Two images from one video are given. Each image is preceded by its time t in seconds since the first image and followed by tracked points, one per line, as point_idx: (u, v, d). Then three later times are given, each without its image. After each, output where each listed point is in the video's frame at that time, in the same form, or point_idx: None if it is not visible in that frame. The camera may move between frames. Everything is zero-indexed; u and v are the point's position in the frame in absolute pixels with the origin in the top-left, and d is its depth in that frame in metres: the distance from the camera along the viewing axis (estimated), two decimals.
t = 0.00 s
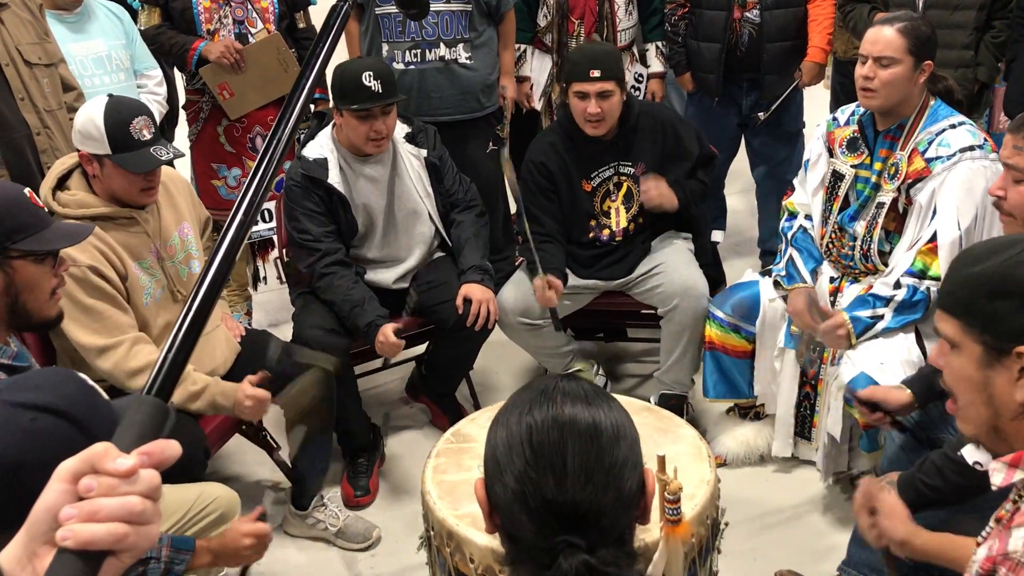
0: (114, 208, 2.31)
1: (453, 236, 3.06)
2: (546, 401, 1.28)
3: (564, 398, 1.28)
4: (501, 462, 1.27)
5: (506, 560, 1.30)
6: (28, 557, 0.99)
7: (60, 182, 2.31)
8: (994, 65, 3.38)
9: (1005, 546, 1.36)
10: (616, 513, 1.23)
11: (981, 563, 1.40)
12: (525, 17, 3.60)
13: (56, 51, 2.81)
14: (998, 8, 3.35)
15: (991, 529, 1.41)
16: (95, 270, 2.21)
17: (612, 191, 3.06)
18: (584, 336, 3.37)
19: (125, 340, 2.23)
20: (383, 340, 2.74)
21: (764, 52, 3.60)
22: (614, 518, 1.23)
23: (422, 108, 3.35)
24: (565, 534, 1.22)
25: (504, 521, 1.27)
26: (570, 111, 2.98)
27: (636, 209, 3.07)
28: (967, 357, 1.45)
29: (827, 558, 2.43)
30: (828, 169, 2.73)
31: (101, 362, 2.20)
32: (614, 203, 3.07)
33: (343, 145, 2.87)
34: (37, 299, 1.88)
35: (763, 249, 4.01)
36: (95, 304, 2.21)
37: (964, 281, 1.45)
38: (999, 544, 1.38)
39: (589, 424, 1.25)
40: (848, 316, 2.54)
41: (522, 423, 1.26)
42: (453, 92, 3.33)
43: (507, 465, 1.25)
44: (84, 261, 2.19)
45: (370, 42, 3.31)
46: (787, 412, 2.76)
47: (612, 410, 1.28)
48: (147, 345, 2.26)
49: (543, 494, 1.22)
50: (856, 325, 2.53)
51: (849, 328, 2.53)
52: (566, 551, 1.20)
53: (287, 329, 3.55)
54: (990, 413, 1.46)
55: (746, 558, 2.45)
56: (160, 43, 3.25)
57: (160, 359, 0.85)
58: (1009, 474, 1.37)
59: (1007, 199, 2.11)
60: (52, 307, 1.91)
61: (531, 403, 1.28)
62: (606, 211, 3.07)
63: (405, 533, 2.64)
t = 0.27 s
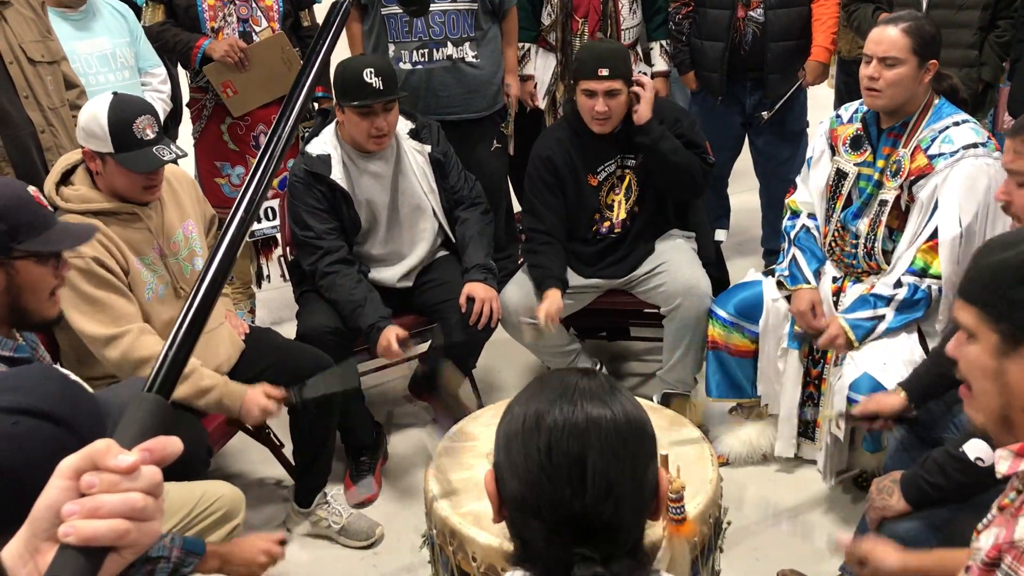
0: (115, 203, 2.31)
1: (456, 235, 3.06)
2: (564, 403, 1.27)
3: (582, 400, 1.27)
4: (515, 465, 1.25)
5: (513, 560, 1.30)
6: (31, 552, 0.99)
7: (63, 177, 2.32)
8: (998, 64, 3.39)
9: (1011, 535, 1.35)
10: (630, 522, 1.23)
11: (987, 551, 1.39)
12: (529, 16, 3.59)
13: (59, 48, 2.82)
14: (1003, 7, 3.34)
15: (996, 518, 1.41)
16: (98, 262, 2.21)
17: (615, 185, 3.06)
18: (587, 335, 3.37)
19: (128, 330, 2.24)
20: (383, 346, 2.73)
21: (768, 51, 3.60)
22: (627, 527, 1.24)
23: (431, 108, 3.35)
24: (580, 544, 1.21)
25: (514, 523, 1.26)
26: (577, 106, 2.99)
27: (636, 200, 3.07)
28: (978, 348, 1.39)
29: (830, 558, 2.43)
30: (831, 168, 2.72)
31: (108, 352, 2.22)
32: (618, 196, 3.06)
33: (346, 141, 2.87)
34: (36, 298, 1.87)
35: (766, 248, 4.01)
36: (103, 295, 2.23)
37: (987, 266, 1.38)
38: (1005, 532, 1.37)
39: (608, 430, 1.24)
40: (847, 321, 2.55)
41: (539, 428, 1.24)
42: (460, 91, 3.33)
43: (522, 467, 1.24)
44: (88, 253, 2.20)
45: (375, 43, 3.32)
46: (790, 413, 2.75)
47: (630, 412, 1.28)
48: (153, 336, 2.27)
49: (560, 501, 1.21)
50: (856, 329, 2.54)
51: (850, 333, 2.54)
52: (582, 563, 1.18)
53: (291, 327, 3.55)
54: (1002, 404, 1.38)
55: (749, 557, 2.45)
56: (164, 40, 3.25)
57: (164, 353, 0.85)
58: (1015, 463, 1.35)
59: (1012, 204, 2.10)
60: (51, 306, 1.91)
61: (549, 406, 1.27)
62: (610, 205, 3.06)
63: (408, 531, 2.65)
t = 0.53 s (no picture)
0: (117, 200, 2.32)
1: (460, 232, 3.07)
2: (597, 389, 1.24)
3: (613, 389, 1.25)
4: (545, 444, 1.21)
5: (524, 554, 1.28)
6: (33, 547, 1.00)
7: (67, 172, 2.33)
8: (1002, 64, 3.38)
9: (1012, 548, 1.35)
10: (658, 507, 1.20)
11: (987, 564, 1.39)
12: (533, 14, 3.59)
13: (61, 44, 2.82)
14: (1008, 6, 3.33)
15: (994, 528, 1.41)
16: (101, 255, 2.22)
17: (618, 183, 3.06)
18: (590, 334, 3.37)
19: (138, 324, 2.23)
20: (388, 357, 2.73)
21: (772, 49, 3.59)
22: (655, 512, 1.20)
23: (436, 105, 3.34)
24: (609, 522, 1.17)
25: (540, 504, 1.21)
26: (578, 106, 2.99)
27: (638, 199, 3.07)
28: (965, 348, 1.45)
29: (831, 557, 2.43)
30: (833, 167, 2.72)
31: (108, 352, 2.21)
32: (620, 195, 3.07)
33: (350, 139, 2.87)
34: (51, 303, 1.87)
35: (769, 247, 4.01)
36: (108, 287, 2.22)
37: (962, 277, 1.47)
38: (1006, 545, 1.37)
39: (642, 417, 1.21)
40: (850, 328, 2.55)
41: (574, 408, 1.21)
42: (466, 88, 3.33)
43: (556, 446, 1.20)
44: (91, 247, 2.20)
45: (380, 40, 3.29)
46: (792, 412, 2.76)
47: (658, 408, 1.26)
48: (163, 329, 2.26)
49: (594, 478, 1.17)
50: (860, 334, 2.53)
51: (853, 337, 2.54)
52: (614, 539, 1.15)
53: (294, 324, 3.56)
54: (986, 404, 1.44)
55: (750, 556, 2.45)
56: (168, 36, 3.25)
57: (166, 349, 0.85)
58: (1012, 473, 1.38)
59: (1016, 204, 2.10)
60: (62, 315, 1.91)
61: (582, 391, 1.23)
62: (612, 204, 3.07)
63: (409, 527, 2.65)
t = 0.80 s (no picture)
0: (119, 195, 2.31)
1: (462, 229, 3.06)
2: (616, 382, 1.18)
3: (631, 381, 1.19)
4: (564, 435, 1.14)
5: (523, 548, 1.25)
6: (36, 542, 1.00)
7: (71, 165, 2.33)
8: (1005, 64, 3.37)
9: (1011, 547, 1.35)
10: (674, 502, 1.15)
11: (987, 565, 1.39)
12: (536, 10, 3.59)
13: (59, 38, 2.81)
14: (1012, 5, 3.33)
15: (994, 531, 1.41)
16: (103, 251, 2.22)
17: (619, 180, 3.05)
18: (591, 330, 3.38)
19: (137, 322, 2.25)
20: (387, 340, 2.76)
21: (775, 47, 3.58)
22: (669, 505, 1.16)
23: (438, 101, 3.33)
24: (628, 512, 1.12)
25: (556, 497, 1.14)
26: (579, 102, 2.99)
27: (641, 195, 3.06)
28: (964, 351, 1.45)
29: (832, 555, 2.43)
30: (836, 166, 2.71)
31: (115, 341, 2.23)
32: (622, 192, 3.06)
33: (351, 135, 2.86)
34: (58, 290, 1.87)
35: (771, 245, 4.01)
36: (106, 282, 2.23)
37: (955, 285, 1.47)
38: (1005, 545, 1.37)
39: (660, 411, 1.17)
40: (852, 317, 2.54)
41: (594, 401, 1.14)
42: (469, 85, 3.32)
43: (576, 438, 1.13)
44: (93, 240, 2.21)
45: (383, 34, 3.30)
46: (794, 410, 2.75)
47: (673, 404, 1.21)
48: (160, 326, 2.28)
49: (616, 470, 1.11)
50: (860, 325, 2.52)
51: (854, 327, 2.52)
52: (634, 528, 1.10)
53: (295, 319, 3.56)
54: (985, 410, 1.44)
55: (751, 553, 2.45)
56: (170, 31, 3.25)
57: (170, 345, 0.86)
58: (1013, 476, 1.37)
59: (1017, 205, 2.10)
60: (68, 303, 1.92)
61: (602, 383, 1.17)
62: (614, 200, 3.06)
63: (409, 524, 2.65)
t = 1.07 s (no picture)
0: (121, 192, 2.31)
1: (462, 226, 3.06)
2: (629, 379, 1.19)
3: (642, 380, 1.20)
4: (580, 430, 1.14)
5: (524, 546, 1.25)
6: (38, 539, 1.01)
7: (73, 160, 2.33)
8: (1005, 64, 3.37)
9: (1015, 552, 1.35)
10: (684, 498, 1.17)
11: (989, 569, 1.39)
12: (537, 7, 3.58)
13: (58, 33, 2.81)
14: (1013, 5, 3.32)
15: (996, 533, 1.41)
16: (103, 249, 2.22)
17: (619, 178, 3.05)
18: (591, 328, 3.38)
19: (131, 320, 2.24)
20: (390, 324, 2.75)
21: (776, 46, 3.58)
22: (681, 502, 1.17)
23: (439, 98, 3.33)
24: (645, 507, 1.12)
25: (571, 491, 1.14)
26: (579, 99, 2.99)
27: (641, 193, 3.06)
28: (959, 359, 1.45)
29: (830, 553, 2.44)
30: (837, 165, 2.71)
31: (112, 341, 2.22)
32: (622, 190, 3.06)
33: (351, 133, 2.86)
34: (59, 287, 1.87)
35: (770, 244, 4.01)
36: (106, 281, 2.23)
37: (948, 292, 1.47)
38: (1008, 550, 1.37)
39: (673, 409, 1.18)
40: (854, 312, 2.53)
41: (611, 395, 1.15)
42: (469, 82, 3.31)
43: (595, 432, 1.14)
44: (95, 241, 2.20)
45: (384, 31, 3.31)
46: (794, 409, 2.75)
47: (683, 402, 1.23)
48: (156, 323, 2.28)
49: (635, 465, 1.12)
50: (860, 321, 2.52)
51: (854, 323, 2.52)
52: (654, 523, 1.10)
53: (295, 315, 3.56)
54: (983, 415, 1.44)
55: (749, 552, 2.46)
56: (171, 27, 3.24)
57: (172, 344, 0.85)
58: (1013, 480, 1.35)
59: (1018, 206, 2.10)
60: (70, 299, 1.92)
61: (617, 379, 1.18)
62: (614, 198, 3.06)
63: (408, 521, 2.65)
